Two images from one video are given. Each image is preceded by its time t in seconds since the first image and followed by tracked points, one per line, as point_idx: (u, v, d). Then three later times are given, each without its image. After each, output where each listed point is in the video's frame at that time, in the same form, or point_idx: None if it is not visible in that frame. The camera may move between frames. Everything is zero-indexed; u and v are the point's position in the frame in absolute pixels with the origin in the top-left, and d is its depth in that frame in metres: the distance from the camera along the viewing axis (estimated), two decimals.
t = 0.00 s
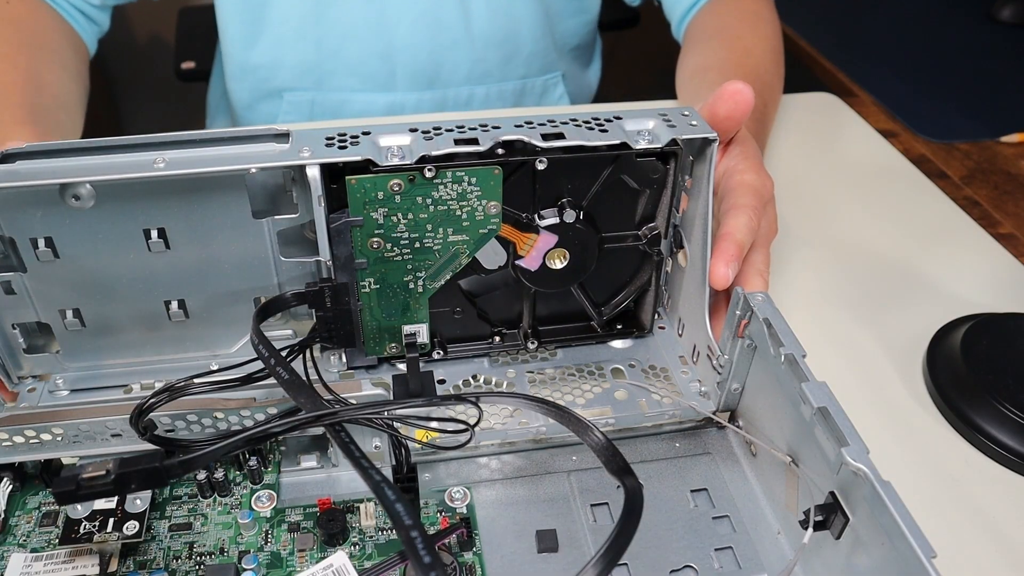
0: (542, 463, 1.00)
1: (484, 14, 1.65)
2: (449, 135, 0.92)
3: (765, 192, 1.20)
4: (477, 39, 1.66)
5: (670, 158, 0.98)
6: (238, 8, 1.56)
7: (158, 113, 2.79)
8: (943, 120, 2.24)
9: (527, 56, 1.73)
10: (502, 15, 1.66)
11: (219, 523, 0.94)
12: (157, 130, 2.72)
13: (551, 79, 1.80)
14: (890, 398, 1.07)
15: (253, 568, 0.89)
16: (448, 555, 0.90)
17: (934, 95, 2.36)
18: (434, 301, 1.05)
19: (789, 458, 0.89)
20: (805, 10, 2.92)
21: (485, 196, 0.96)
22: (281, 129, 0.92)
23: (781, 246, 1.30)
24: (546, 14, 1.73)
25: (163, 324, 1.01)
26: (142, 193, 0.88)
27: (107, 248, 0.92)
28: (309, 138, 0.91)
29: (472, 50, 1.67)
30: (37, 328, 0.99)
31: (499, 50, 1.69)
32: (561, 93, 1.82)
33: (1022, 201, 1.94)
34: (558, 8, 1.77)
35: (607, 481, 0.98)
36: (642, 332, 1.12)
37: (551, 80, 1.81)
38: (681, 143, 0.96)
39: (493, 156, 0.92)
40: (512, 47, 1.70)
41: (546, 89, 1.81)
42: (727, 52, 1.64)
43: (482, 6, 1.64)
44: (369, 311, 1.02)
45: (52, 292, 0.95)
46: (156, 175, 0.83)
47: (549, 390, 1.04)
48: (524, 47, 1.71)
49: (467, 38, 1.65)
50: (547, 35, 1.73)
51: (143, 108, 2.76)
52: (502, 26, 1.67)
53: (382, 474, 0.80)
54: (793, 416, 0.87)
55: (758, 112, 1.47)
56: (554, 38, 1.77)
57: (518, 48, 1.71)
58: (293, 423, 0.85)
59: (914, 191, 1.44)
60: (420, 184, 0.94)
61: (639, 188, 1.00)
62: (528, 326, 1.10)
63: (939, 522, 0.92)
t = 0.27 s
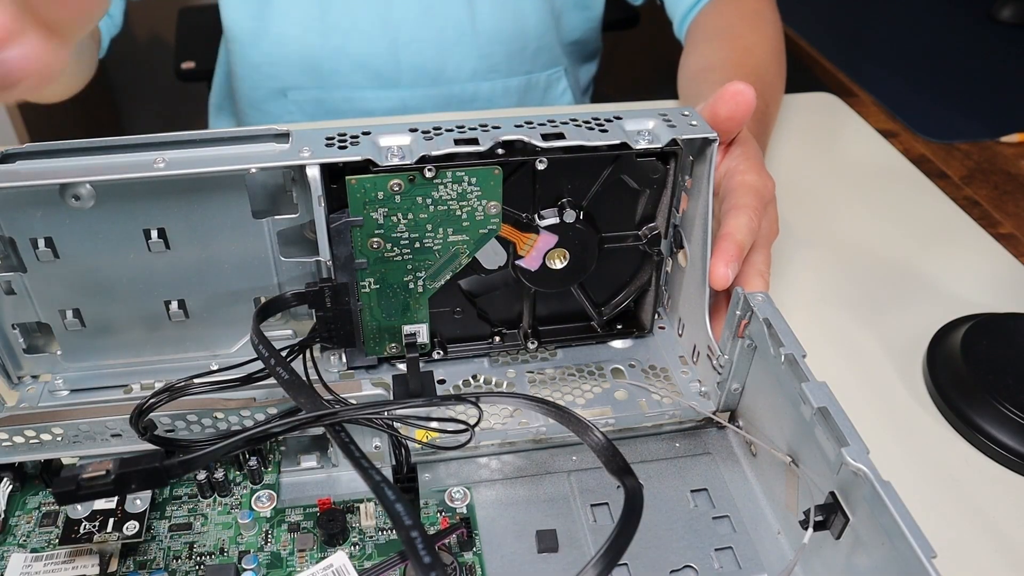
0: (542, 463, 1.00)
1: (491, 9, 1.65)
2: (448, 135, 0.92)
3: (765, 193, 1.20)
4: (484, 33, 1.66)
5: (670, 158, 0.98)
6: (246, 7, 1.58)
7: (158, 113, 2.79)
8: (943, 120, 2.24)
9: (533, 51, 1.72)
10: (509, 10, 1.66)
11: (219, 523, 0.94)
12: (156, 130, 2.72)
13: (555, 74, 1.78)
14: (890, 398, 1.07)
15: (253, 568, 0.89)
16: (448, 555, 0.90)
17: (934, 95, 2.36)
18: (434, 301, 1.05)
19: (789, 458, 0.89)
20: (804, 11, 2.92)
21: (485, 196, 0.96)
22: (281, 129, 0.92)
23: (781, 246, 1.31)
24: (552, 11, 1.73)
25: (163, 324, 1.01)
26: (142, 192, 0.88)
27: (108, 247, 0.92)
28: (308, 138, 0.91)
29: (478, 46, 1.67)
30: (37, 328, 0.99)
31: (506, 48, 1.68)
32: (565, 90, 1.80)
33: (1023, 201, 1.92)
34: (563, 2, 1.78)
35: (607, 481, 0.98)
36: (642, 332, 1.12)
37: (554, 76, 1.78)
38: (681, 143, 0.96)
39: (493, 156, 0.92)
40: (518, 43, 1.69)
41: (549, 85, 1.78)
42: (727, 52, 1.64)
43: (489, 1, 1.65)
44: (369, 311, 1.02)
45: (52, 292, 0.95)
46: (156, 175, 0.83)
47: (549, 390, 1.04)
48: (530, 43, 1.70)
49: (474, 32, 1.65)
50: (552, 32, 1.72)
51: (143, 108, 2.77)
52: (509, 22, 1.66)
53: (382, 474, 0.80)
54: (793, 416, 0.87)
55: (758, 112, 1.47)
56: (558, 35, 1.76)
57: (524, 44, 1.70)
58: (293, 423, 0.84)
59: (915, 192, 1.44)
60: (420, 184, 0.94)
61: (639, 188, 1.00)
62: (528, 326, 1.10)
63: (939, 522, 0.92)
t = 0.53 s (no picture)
0: (542, 463, 1.00)
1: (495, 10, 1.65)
2: (448, 135, 0.92)
3: (765, 193, 1.20)
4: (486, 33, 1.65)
5: (670, 158, 0.98)
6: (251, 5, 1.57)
7: (158, 112, 2.79)
8: (943, 120, 2.24)
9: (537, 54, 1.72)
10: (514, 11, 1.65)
11: (219, 523, 0.94)
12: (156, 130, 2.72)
13: (560, 77, 1.78)
14: (889, 398, 1.07)
15: (253, 568, 0.89)
16: (448, 555, 0.90)
17: (934, 95, 2.36)
18: (434, 301, 1.06)
19: (789, 458, 0.89)
20: (804, 11, 2.93)
21: (485, 196, 0.96)
22: (281, 129, 0.92)
23: (781, 246, 1.31)
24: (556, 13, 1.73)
25: (163, 324, 1.01)
26: (142, 192, 0.88)
27: (108, 247, 0.92)
28: (308, 138, 0.91)
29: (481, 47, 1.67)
30: (37, 328, 0.99)
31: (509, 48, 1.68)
32: (568, 92, 1.80)
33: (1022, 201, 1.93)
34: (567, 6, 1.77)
35: (607, 481, 0.98)
36: (642, 332, 1.12)
37: (558, 80, 1.79)
38: (681, 143, 0.96)
39: (493, 156, 0.92)
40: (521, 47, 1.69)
41: (553, 88, 1.78)
42: (727, 52, 1.64)
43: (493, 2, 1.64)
44: (369, 311, 1.02)
45: (53, 292, 0.95)
46: (156, 174, 0.83)
47: (549, 390, 1.04)
48: (534, 46, 1.70)
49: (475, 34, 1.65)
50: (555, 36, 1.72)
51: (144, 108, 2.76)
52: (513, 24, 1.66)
53: (382, 473, 0.80)
54: (793, 416, 0.87)
55: (758, 112, 1.47)
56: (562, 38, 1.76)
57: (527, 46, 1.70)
58: (293, 423, 0.84)
59: (914, 192, 1.44)
60: (420, 184, 0.94)
61: (639, 188, 1.00)
62: (528, 326, 1.10)
63: (939, 521, 0.92)
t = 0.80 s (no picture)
0: (542, 463, 1.00)
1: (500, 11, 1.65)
2: (448, 135, 0.93)
3: (765, 193, 1.20)
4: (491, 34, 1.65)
5: (670, 158, 0.98)
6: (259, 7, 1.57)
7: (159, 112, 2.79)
8: (943, 120, 2.24)
9: (544, 56, 1.72)
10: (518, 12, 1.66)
11: (219, 523, 0.94)
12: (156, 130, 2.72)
13: (565, 78, 1.78)
14: (889, 397, 1.07)
15: (253, 568, 0.89)
16: (448, 555, 0.90)
17: (934, 96, 2.36)
18: (434, 301, 1.06)
19: (789, 458, 0.89)
20: (804, 11, 2.93)
21: (485, 196, 0.96)
22: (281, 129, 0.92)
23: (781, 246, 1.31)
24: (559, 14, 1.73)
25: (163, 324, 1.01)
26: (142, 192, 0.88)
27: (107, 247, 0.92)
28: (308, 138, 0.91)
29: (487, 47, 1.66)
30: (37, 328, 0.99)
31: (513, 48, 1.68)
32: (574, 94, 1.80)
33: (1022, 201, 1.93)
34: (569, 7, 1.76)
35: (607, 481, 0.98)
36: (642, 332, 1.12)
37: (564, 81, 1.79)
38: (681, 143, 0.96)
39: (493, 156, 0.92)
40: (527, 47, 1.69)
41: (559, 90, 1.78)
42: (727, 52, 1.64)
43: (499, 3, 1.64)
44: (369, 311, 1.02)
45: (52, 292, 0.95)
46: (156, 174, 0.83)
47: (549, 390, 1.04)
48: (540, 48, 1.71)
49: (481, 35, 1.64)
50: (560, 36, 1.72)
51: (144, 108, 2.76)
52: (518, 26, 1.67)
53: (382, 473, 0.80)
54: (793, 416, 0.87)
55: (758, 113, 1.48)
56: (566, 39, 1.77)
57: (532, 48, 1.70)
58: (293, 423, 0.84)
59: (913, 192, 1.44)
60: (420, 184, 0.93)
61: (639, 188, 1.00)
62: (528, 326, 1.10)
63: (939, 521, 0.92)
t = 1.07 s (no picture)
0: (542, 463, 1.00)
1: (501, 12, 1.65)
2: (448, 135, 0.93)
3: (765, 193, 1.20)
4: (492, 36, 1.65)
5: (670, 158, 0.98)
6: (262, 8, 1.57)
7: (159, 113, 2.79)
8: (943, 120, 2.24)
9: (544, 58, 1.72)
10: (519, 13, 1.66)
11: (219, 523, 0.94)
12: (156, 130, 2.72)
13: (565, 81, 1.78)
14: (888, 397, 1.07)
15: (253, 568, 0.89)
16: (448, 555, 0.90)
17: (934, 96, 2.36)
18: (434, 301, 1.06)
19: (789, 458, 0.89)
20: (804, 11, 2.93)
21: (485, 196, 0.95)
22: (281, 129, 0.92)
23: (781, 246, 1.31)
24: (560, 16, 1.73)
25: (163, 324, 1.01)
26: (142, 192, 0.88)
27: (107, 247, 0.92)
28: (308, 138, 0.91)
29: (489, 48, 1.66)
30: (37, 328, 0.99)
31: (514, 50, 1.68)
32: (575, 96, 1.80)
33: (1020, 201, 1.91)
34: (570, 10, 1.76)
35: (607, 481, 0.98)
36: (642, 332, 1.12)
37: (565, 83, 1.79)
38: (681, 143, 0.96)
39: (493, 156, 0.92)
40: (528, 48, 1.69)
41: (560, 92, 1.78)
42: (727, 52, 1.64)
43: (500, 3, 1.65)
44: (369, 311, 1.02)
45: (52, 292, 0.94)
46: (156, 174, 0.83)
47: (549, 390, 1.04)
48: (541, 50, 1.71)
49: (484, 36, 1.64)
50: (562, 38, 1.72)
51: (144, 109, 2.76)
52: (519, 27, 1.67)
53: (382, 473, 0.80)
54: (793, 416, 0.87)
55: (757, 113, 1.48)
56: (567, 41, 1.77)
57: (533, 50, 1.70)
58: (293, 423, 0.84)
59: (914, 192, 1.44)
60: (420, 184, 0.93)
61: (640, 188, 1.00)
62: (528, 326, 1.10)
63: (939, 522, 0.92)
